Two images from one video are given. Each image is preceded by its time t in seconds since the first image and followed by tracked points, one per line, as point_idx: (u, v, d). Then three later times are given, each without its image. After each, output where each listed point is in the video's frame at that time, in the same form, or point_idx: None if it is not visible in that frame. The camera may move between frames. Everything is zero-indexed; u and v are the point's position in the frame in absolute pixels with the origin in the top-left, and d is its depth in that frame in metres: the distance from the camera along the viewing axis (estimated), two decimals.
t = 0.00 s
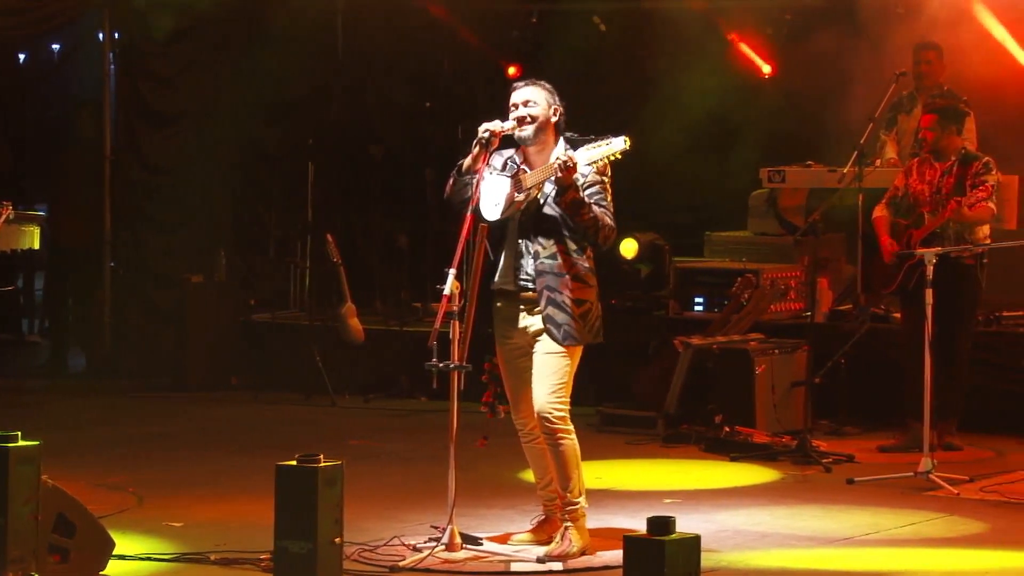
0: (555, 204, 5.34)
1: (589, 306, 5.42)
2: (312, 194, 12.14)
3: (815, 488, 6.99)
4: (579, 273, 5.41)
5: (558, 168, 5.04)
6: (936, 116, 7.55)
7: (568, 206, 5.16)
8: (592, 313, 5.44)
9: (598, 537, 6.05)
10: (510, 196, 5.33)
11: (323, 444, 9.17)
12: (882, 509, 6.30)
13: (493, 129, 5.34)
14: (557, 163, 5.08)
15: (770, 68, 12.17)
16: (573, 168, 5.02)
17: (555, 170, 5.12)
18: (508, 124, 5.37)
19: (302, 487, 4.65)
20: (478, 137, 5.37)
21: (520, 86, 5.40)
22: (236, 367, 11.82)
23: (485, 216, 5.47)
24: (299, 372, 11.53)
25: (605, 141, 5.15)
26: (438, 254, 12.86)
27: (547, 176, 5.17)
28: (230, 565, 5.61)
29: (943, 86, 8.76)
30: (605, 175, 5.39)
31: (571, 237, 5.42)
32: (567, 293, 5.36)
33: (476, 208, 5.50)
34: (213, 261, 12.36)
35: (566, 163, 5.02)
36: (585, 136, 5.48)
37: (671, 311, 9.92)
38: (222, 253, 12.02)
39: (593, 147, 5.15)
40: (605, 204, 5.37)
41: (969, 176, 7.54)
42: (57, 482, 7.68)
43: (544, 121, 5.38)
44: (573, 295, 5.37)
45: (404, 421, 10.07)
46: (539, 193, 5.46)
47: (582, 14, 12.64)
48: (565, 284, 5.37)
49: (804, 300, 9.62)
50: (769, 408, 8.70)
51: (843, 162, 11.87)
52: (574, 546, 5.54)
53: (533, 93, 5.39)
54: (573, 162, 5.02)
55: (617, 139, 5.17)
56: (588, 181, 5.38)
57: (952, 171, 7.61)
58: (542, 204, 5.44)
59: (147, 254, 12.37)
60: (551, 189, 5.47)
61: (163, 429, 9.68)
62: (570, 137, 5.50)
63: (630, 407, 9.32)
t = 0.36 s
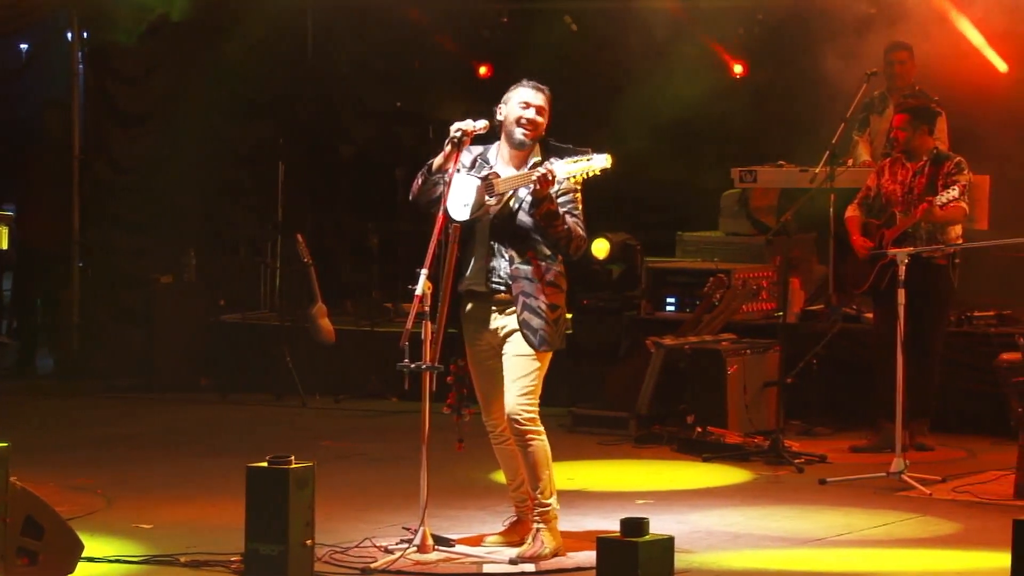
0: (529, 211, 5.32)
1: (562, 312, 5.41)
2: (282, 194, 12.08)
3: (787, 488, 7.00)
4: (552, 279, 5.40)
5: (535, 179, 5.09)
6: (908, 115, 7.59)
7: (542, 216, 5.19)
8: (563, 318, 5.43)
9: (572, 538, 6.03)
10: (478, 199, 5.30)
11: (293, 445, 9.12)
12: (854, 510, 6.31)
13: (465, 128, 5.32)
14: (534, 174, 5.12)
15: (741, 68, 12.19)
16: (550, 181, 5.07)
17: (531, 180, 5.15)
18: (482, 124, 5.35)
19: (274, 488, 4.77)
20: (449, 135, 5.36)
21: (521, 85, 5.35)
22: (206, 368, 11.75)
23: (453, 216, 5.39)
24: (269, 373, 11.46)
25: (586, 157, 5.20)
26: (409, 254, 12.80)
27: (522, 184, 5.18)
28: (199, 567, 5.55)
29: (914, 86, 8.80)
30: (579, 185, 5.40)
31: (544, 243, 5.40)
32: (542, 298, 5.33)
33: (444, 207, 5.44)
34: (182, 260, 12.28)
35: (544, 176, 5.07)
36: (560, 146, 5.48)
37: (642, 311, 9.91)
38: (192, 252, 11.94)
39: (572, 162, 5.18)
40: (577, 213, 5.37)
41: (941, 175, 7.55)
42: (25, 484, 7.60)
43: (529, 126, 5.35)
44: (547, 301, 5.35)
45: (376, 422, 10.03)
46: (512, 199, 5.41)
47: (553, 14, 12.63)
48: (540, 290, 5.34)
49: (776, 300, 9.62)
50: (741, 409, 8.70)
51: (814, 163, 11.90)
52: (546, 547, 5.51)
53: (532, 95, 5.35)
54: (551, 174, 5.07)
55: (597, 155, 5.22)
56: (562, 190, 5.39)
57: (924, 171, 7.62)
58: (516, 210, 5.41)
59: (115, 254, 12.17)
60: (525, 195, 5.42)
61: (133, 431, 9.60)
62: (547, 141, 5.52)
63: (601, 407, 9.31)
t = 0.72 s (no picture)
0: (502, 206, 5.30)
1: (542, 302, 5.37)
2: (254, 194, 12.01)
3: (762, 489, 6.99)
4: (530, 270, 5.35)
5: (502, 174, 5.06)
6: (884, 115, 7.58)
7: (516, 210, 5.16)
8: (544, 309, 5.40)
9: (546, 540, 6.01)
10: (451, 199, 5.24)
11: (265, 446, 9.04)
12: (829, 511, 6.31)
13: (437, 128, 5.28)
14: (501, 169, 5.09)
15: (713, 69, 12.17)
16: (516, 175, 5.05)
17: (499, 175, 5.12)
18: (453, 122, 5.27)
19: (247, 491, 4.98)
20: (423, 136, 5.29)
21: (461, 84, 5.36)
22: (177, 369, 11.66)
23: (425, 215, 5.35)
24: (241, 373, 11.39)
25: (550, 145, 5.19)
26: (382, 254, 12.75)
27: (490, 179, 5.14)
28: (170, 571, 5.50)
29: (887, 86, 8.83)
30: (548, 169, 5.33)
31: (518, 236, 5.36)
32: (521, 292, 5.30)
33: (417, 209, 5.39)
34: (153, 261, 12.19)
35: (510, 170, 5.04)
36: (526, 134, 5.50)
37: (617, 311, 9.89)
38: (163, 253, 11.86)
39: (538, 150, 5.18)
40: (552, 197, 5.33)
41: (915, 175, 7.55)
42: None
43: (481, 121, 5.36)
44: (526, 294, 5.32)
45: (349, 424, 9.97)
46: (483, 194, 5.41)
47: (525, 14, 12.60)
48: (517, 285, 5.30)
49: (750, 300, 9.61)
50: (715, 409, 8.69)
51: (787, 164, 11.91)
52: (521, 549, 5.48)
53: (474, 92, 5.35)
54: (517, 168, 5.05)
55: (561, 143, 5.22)
56: (531, 178, 5.33)
57: (898, 171, 7.62)
58: (488, 205, 5.40)
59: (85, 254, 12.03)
60: (495, 190, 5.41)
61: (104, 432, 9.52)
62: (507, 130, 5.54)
63: (576, 408, 9.28)
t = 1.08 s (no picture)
0: (471, 210, 5.26)
1: (510, 309, 5.34)
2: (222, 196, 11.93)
3: (732, 492, 6.98)
4: (499, 277, 5.32)
5: (471, 177, 5.04)
6: (863, 112, 7.49)
7: (482, 214, 5.14)
8: (511, 316, 5.37)
9: (517, 543, 5.96)
10: (419, 201, 5.24)
11: (233, 449, 8.97)
12: (799, 513, 6.31)
13: (408, 128, 5.31)
14: (471, 172, 5.07)
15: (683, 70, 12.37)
16: (486, 178, 5.03)
17: (468, 177, 5.10)
18: (426, 124, 5.32)
19: (216, 496, 4.95)
20: (392, 135, 5.34)
21: (452, 85, 5.29)
22: (144, 371, 11.57)
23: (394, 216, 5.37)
24: (210, 375, 11.31)
25: (520, 151, 5.10)
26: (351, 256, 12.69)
27: (461, 181, 5.11)
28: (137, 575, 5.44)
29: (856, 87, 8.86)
30: (520, 178, 5.30)
31: (486, 242, 5.32)
32: (489, 298, 5.27)
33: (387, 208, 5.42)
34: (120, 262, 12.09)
35: (480, 173, 5.02)
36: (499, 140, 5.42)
37: (587, 313, 9.87)
38: (130, 254, 11.78)
39: (508, 156, 5.10)
40: (520, 206, 5.29)
41: (885, 177, 7.56)
42: None
43: (461, 124, 5.28)
44: (494, 300, 5.29)
45: (318, 426, 9.91)
46: (453, 198, 5.35)
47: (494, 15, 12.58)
48: (485, 291, 5.27)
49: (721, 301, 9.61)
50: (686, 411, 8.68)
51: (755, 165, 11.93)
52: (491, 552, 5.44)
53: (462, 96, 5.27)
54: (487, 172, 5.02)
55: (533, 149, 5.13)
56: (502, 184, 5.29)
57: (868, 173, 7.62)
58: (457, 209, 5.34)
59: (49, 254, 11.83)
60: (465, 194, 5.36)
61: (70, 435, 9.43)
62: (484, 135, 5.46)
63: (546, 409, 9.26)
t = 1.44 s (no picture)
0: (440, 211, 5.21)
1: (481, 309, 5.30)
2: (189, 196, 11.85)
3: (702, 494, 6.97)
4: (469, 277, 5.28)
5: (440, 177, 4.97)
6: (832, 113, 7.48)
7: (452, 215, 5.09)
8: (482, 316, 5.32)
9: (486, 546, 5.93)
10: (389, 201, 5.20)
11: (199, 452, 8.89)
12: (769, 515, 6.30)
13: (375, 129, 5.28)
14: (440, 172, 5.01)
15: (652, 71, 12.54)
16: (455, 179, 4.97)
17: (438, 178, 5.05)
18: (392, 124, 5.29)
19: (183, 499, 4.92)
20: (360, 137, 5.30)
21: (414, 82, 5.25)
22: (110, 372, 11.47)
23: (365, 220, 5.33)
24: (176, 377, 11.22)
25: (489, 151, 5.08)
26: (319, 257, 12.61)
27: (430, 182, 5.07)
28: None
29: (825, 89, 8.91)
30: (491, 177, 5.27)
31: (457, 242, 5.27)
32: (458, 299, 5.23)
33: (356, 211, 5.36)
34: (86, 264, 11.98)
35: (449, 174, 4.96)
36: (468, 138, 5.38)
37: (555, 314, 9.86)
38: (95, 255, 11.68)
39: (477, 156, 5.08)
40: (491, 206, 5.26)
41: (853, 178, 7.60)
42: None
43: (430, 120, 5.24)
44: (464, 301, 5.24)
45: (286, 428, 9.85)
46: (423, 199, 5.32)
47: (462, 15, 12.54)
48: (455, 292, 5.23)
49: (688, 303, 9.63)
50: (655, 413, 8.67)
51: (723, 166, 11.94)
52: (461, 555, 5.40)
53: (426, 91, 5.24)
54: (456, 172, 4.96)
55: (501, 149, 5.10)
56: (472, 184, 5.27)
57: (836, 174, 7.66)
58: (428, 210, 5.31)
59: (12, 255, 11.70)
60: (436, 195, 5.33)
61: (34, 438, 9.34)
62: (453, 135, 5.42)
63: (514, 411, 9.23)
